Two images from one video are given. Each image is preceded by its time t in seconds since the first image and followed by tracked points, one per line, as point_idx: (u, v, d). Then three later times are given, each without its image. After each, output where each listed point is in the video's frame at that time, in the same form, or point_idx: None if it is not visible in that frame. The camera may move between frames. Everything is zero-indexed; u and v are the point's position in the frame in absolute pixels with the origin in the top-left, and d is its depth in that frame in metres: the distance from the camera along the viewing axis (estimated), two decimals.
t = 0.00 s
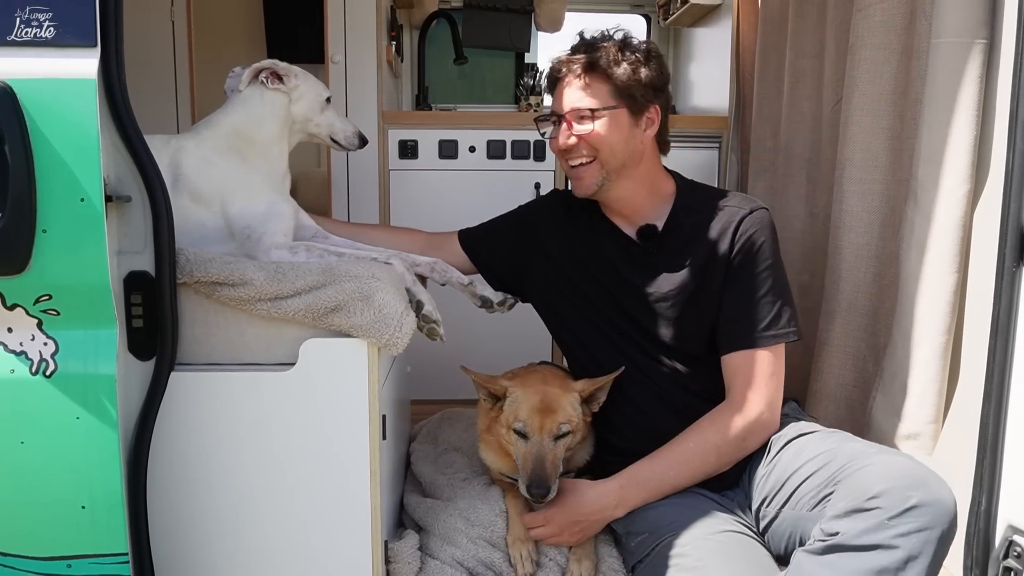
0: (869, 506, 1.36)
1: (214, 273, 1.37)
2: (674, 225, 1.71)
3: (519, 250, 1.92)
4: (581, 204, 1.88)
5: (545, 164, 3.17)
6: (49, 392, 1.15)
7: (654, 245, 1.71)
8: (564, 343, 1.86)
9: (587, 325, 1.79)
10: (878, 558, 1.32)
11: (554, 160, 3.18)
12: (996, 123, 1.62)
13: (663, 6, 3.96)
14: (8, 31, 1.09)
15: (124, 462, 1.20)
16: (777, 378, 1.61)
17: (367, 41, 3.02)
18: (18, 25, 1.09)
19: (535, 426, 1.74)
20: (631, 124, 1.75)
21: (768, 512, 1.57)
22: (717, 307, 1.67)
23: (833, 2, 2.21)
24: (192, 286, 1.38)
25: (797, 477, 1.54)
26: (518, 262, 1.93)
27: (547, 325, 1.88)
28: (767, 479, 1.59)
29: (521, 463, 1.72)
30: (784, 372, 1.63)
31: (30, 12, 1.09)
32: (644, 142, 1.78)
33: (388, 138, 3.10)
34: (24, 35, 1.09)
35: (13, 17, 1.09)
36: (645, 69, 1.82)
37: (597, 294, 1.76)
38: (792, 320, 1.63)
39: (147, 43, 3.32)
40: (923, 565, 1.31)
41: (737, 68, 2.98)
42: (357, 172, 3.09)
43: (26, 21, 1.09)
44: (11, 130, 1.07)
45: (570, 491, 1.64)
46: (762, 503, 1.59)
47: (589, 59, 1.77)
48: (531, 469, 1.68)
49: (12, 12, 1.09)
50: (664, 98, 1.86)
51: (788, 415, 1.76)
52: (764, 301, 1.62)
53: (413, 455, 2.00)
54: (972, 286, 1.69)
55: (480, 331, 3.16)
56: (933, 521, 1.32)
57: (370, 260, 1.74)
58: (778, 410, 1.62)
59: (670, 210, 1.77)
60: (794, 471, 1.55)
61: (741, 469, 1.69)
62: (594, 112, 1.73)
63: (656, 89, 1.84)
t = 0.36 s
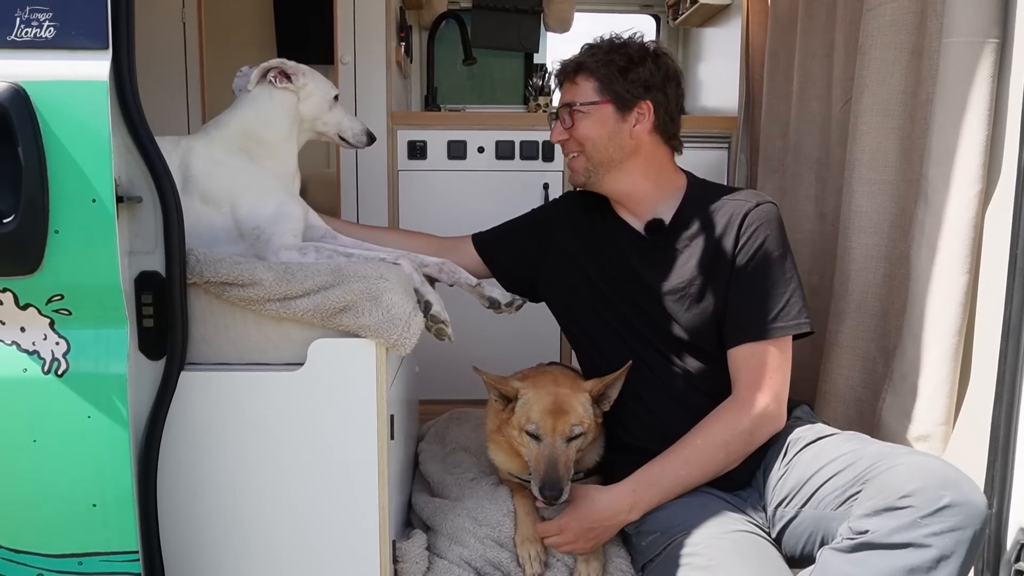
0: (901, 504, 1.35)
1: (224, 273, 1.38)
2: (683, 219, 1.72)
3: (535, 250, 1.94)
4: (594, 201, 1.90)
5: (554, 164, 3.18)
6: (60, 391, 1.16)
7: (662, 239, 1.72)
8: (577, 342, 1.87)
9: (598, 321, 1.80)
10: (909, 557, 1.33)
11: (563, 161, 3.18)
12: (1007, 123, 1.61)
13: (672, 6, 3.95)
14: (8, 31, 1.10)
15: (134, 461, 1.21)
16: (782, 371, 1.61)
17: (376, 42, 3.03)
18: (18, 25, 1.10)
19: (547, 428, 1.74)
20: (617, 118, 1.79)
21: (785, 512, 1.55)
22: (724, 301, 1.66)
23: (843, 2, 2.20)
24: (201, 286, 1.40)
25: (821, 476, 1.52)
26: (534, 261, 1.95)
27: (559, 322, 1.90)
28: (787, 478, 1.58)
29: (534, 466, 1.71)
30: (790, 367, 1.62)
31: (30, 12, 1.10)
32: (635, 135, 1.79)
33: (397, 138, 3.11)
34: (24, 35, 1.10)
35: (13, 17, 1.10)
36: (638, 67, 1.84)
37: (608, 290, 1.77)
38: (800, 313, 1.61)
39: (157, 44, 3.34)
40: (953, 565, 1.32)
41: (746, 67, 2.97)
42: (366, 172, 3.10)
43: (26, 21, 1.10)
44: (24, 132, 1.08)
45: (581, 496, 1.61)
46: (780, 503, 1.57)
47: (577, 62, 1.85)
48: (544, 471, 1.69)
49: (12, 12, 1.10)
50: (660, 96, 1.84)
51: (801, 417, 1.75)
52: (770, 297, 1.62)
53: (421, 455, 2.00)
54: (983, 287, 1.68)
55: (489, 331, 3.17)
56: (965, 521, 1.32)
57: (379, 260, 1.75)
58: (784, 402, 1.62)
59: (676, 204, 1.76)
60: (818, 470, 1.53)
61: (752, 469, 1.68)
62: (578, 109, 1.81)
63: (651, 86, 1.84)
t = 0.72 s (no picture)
0: (927, 494, 1.35)
1: (231, 272, 1.38)
2: (692, 218, 1.73)
3: (544, 251, 1.95)
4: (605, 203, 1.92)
5: (560, 165, 3.17)
6: (69, 389, 1.17)
7: (669, 239, 1.73)
8: (586, 341, 1.88)
9: (609, 320, 1.80)
10: (937, 547, 1.31)
11: (569, 161, 3.18)
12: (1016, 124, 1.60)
13: (678, 6, 3.94)
14: (8, 30, 1.10)
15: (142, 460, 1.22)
16: (793, 366, 1.61)
17: (383, 42, 3.04)
18: (18, 25, 1.10)
19: (556, 428, 1.74)
20: (628, 118, 1.80)
21: (801, 509, 1.56)
22: (735, 298, 1.66)
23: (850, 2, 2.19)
24: (209, 285, 1.40)
25: (840, 471, 1.53)
26: (543, 261, 1.95)
27: (568, 323, 1.90)
28: (804, 475, 1.58)
29: (544, 466, 1.71)
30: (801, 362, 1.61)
31: (30, 12, 1.11)
32: (644, 135, 1.81)
33: (403, 139, 3.12)
34: (24, 35, 1.11)
35: (13, 17, 1.10)
36: (651, 70, 1.86)
37: (619, 290, 1.77)
38: (812, 309, 1.60)
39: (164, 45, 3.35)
40: (982, 553, 1.31)
41: (753, 67, 2.96)
42: (372, 173, 3.11)
43: (26, 21, 1.11)
44: (33, 132, 1.09)
45: (596, 492, 1.61)
46: (797, 500, 1.57)
47: (593, 63, 1.88)
48: (553, 471, 1.69)
49: (12, 12, 1.10)
50: (673, 99, 1.85)
51: (810, 418, 1.73)
52: (777, 295, 1.61)
53: (427, 454, 2.00)
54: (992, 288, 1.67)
55: (494, 331, 3.17)
56: (991, 510, 1.31)
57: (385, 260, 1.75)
58: (796, 398, 1.61)
59: (684, 204, 1.77)
60: (837, 464, 1.54)
61: (760, 469, 1.68)
62: (591, 106, 1.82)
63: (664, 89, 1.85)
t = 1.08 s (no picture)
0: (925, 492, 1.35)
1: (233, 272, 1.39)
2: (685, 217, 1.74)
3: (541, 252, 1.94)
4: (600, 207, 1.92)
5: (562, 165, 3.18)
6: (71, 388, 1.17)
7: (662, 239, 1.73)
8: (583, 343, 1.87)
9: (606, 322, 1.80)
10: (935, 545, 1.31)
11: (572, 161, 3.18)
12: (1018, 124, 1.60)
13: (681, 7, 3.94)
14: (8, 31, 1.11)
15: (144, 461, 1.23)
16: (788, 363, 1.60)
17: (386, 43, 3.04)
18: (18, 25, 1.11)
19: (558, 430, 1.74)
20: (622, 121, 1.81)
21: (801, 508, 1.56)
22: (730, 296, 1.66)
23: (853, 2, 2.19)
24: (210, 285, 1.41)
25: (839, 470, 1.52)
26: (539, 263, 1.95)
27: (563, 326, 1.90)
28: (804, 473, 1.58)
29: (547, 468, 1.71)
30: (795, 358, 1.62)
31: (30, 12, 1.11)
32: (638, 138, 1.81)
33: (407, 140, 3.12)
34: (24, 35, 1.11)
35: (13, 17, 1.11)
36: (645, 75, 1.88)
37: (615, 292, 1.77)
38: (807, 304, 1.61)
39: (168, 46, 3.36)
40: (980, 552, 1.30)
41: (755, 68, 2.96)
42: (376, 173, 3.11)
43: (26, 21, 1.11)
44: (36, 133, 1.10)
45: (597, 493, 1.61)
46: (796, 498, 1.57)
47: (587, 66, 1.88)
48: (556, 473, 1.68)
49: (12, 12, 1.11)
50: (666, 105, 1.87)
51: (810, 417, 1.73)
52: (773, 292, 1.61)
53: (429, 455, 2.01)
54: (993, 288, 1.67)
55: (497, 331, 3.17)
56: (989, 508, 1.31)
57: (385, 260, 1.76)
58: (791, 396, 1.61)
59: (676, 206, 1.77)
60: (837, 462, 1.54)
61: (761, 469, 1.68)
62: (585, 109, 1.83)
63: (657, 95, 1.87)
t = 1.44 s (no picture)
0: (935, 496, 1.34)
1: (236, 272, 1.39)
2: (689, 218, 1.73)
3: (544, 252, 1.94)
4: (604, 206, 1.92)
5: (566, 165, 3.17)
6: (74, 387, 1.17)
7: (668, 240, 1.73)
8: (586, 343, 1.87)
9: (609, 322, 1.80)
10: (945, 549, 1.31)
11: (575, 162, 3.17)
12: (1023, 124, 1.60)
13: (685, 7, 3.94)
14: (8, 30, 1.11)
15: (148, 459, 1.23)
16: (794, 366, 1.60)
17: (389, 43, 3.04)
18: (18, 25, 1.11)
19: (564, 431, 1.74)
20: (627, 120, 1.80)
21: (806, 510, 1.55)
22: (735, 297, 1.66)
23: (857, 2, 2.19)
24: (213, 285, 1.41)
25: (847, 473, 1.52)
26: (542, 263, 1.95)
27: (566, 326, 1.90)
28: (810, 475, 1.58)
29: (552, 469, 1.71)
30: (801, 360, 1.61)
31: (30, 12, 1.12)
32: (642, 137, 1.81)
33: (410, 140, 3.12)
34: (24, 35, 1.12)
35: (12, 17, 1.11)
36: (649, 72, 1.87)
37: (618, 292, 1.77)
38: (813, 306, 1.60)
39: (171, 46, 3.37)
40: (990, 557, 1.30)
41: (759, 68, 2.96)
42: (378, 173, 3.11)
43: (26, 21, 1.12)
44: (40, 133, 1.10)
45: (601, 495, 1.61)
46: (801, 501, 1.57)
47: (590, 64, 1.88)
48: (562, 474, 1.68)
49: (12, 12, 1.11)
50: (670, 102, 1.86)
51: (814, 418, 1.73)
52: (778, 293, 1.61)
53: (431, 455, 2.00)
54: (998, 289, 1.67)
55: (499, 332, 3.17)
56: (999, 514, 1.31)
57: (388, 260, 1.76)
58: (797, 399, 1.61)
59: (681, 206, 1.77)
60: (844, 465, 1.53)
61: (764, 469, 1.67)
62: (589, 108, 1.82)
63: (661, 92, 1.86)
